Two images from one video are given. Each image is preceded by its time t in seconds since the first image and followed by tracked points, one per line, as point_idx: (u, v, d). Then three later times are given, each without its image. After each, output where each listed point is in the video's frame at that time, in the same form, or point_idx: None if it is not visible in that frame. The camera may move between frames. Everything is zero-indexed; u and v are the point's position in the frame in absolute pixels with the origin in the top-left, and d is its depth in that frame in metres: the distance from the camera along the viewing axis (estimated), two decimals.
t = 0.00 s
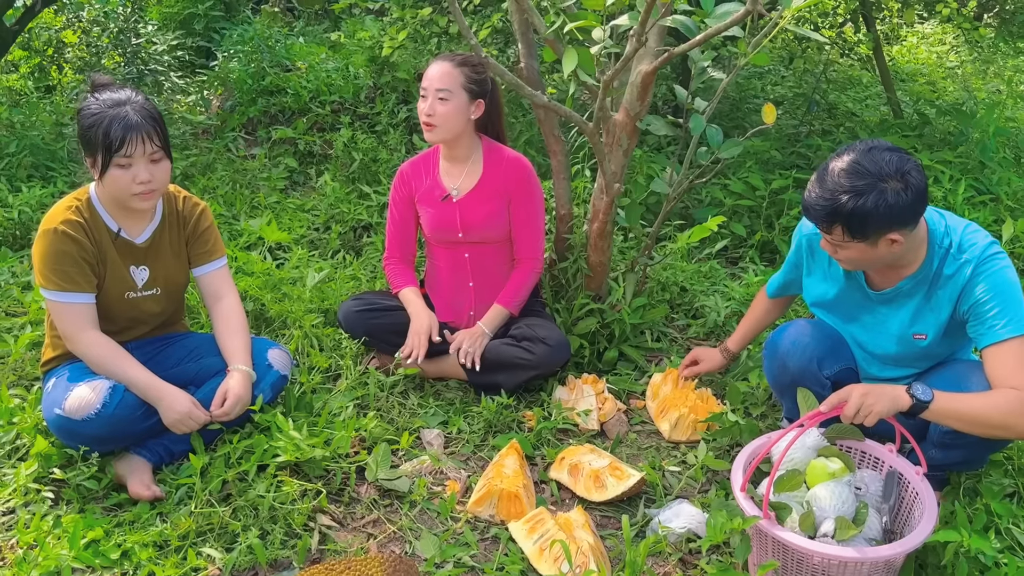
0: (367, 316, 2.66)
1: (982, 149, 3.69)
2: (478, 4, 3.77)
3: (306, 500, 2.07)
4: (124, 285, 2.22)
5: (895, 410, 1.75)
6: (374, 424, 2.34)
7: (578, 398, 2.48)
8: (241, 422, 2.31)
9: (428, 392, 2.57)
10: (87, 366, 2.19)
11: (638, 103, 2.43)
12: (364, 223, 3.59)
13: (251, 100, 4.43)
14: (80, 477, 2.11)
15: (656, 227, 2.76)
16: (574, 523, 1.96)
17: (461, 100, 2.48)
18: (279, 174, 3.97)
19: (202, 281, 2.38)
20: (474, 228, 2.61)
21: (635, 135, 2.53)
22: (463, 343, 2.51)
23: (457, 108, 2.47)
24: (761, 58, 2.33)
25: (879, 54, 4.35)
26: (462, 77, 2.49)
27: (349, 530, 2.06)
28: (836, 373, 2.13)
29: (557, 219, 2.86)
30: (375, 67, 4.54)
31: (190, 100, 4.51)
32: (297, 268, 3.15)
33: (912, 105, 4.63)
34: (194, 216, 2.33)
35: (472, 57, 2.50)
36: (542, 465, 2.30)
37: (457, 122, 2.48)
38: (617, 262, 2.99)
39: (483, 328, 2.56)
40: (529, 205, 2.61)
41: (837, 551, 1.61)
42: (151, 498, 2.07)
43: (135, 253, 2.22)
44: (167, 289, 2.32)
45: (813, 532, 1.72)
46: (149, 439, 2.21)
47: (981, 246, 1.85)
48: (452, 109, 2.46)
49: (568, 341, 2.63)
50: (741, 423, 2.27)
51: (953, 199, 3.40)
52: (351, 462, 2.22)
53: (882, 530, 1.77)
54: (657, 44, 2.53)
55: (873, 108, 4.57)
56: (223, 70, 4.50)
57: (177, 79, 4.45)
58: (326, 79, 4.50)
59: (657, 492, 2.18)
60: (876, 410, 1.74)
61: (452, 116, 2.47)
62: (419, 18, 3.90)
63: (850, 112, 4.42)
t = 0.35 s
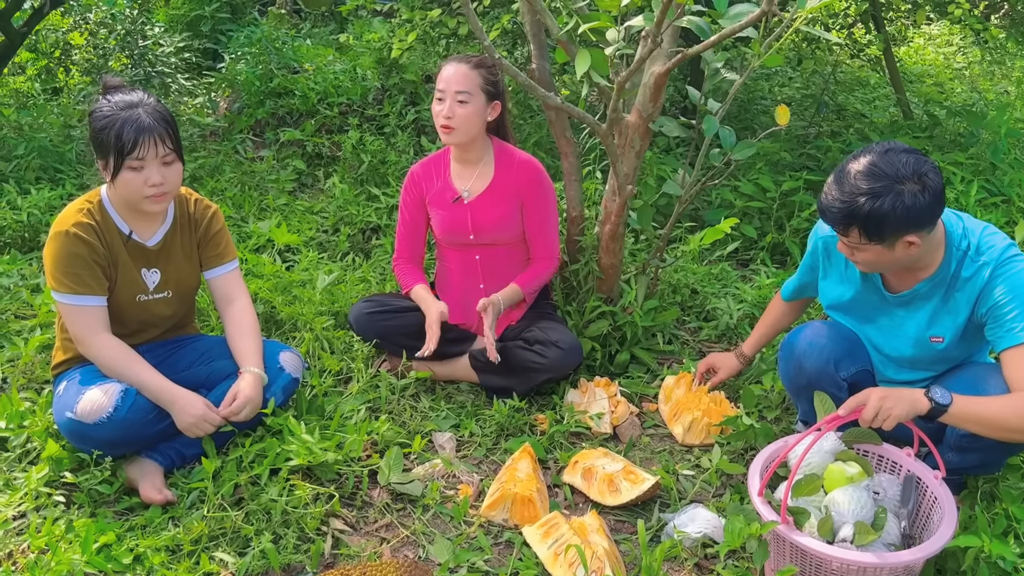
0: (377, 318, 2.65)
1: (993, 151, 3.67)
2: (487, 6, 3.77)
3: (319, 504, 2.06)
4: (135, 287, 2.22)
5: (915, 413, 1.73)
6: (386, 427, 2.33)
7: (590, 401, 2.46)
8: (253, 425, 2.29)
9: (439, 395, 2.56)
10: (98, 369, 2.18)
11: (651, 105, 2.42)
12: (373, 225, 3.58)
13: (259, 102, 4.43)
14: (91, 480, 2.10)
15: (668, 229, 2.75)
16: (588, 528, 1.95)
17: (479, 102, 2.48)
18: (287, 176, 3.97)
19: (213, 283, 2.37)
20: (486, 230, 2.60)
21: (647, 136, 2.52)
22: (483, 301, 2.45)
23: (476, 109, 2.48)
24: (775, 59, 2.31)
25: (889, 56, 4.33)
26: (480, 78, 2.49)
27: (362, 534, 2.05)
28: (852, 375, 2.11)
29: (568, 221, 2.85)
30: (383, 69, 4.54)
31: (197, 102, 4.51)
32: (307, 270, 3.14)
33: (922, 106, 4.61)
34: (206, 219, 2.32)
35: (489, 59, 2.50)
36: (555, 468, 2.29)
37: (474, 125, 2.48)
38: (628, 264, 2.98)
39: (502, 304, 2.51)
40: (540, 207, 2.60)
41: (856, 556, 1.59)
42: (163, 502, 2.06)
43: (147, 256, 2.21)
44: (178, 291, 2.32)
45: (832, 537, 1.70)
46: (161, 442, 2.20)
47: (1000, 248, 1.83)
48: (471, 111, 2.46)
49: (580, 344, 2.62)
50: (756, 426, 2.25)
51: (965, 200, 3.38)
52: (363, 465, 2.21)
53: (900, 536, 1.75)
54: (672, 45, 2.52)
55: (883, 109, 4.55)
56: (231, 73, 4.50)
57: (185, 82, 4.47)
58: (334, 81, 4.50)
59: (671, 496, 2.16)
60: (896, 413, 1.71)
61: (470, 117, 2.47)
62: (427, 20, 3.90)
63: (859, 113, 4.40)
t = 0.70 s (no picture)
0: (379, 317, 2.66)
1: (995, 151, 3.67)
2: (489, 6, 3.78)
3: (319, 501, 2.07)
4: (137, 286, 2.23)
5: (912, 410, 1.74)
6: (387, 425, 2.34)
7: (590, 400, 2.47)
8: (254, 424, 2.30)
9: (440, 393, 2.57)
10: (100, 367, 2.19)
11: (651, 104, 2.43)
12: (375, 225, 3.59)
13: (261, 103, 4.44)
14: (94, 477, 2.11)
15: (668, 228, 2.75)
16: (587, 525, 1.95)
17: (481, 101, 2.49)
18: (290, 176, 3.98)
19: (214, 282, 2.39)
20: (486, 229, 2.62)
21: (648, 136, 2.52)
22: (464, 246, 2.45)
23: (479, 108, 2.49)
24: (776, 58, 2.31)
25: (891, 56, 4.33)
26: (483, 78, 2.50)
27: (362, 531, 2.05)
28: (852, 373, 2.12)
29: (569, 220, 2.86)
30: (385, 70, 4.55)
31: (200, 102, 4.52)
32: (309, 270, 3.15)
33: (924, 106, 4.60)
34: (208, 218, 2.33)
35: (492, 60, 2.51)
36: (555, 466, 2.29)
37: (477, 123, 2.49)
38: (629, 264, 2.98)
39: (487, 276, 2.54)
40: (541, 207, 2.61)
41: (854, 553, 1.60)
42: (164, 499, 2.07)
43: (149, 255, 2.22)
44: (180, 290, 2.33)
45: (830, 534, 1.71)
46: (162, 439, 2.21)
47: (997, 246, 1.84)
48: (473, 109, 2.47)
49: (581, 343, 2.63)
50: (755, 425, 2.25)
51: (966, 200, 3.37)
52: (364, 463, 2.22)
53: (898, 533, 1.76)
54: (672, 43, 2.51)
55: (885, 109, 4.54)
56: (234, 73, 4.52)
57: (188, 82, 4.53)
58: (336, 82, 4.51)
59: (670, 494, 2.17)
60: (893, 411, 1.72)
61: (472, 116, 2.47)
62: (429, 20, 3.90)
63: (861, 113, 4.40)
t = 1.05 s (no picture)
0: (373, 313, 2.70)
1: (989, 151, 3.68)
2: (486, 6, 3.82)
3: (311, 492, 2.11)
4: (135, 281, 2.27)
5: (891, 403, 1.77)
6: (379, 418, 2.37)
7: (581, 395, 2.50)
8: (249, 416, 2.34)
9: (433, 388, 2.60)
10: (97, 359, 2.23)
11: (641, 103, 2.45)
12: (372, 223, 3.63)
13: (262, 102, 4.48)
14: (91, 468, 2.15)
15: (660, 225, 2.78)
16: (574, 516, 1.99)
17: (476, 100, 2.53)
18: (290, 175, 4.02)
19: (210, 278, 2.42)
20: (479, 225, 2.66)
21: (638, 134, 2.55)
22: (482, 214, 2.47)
23: (474, 107, 2.52)
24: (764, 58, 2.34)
25: (888, 57, 4.35)
26: (479, 78, 2.54)
27: (354, 522, 2.09)
28: (835, 368, 2.14)
29: (562, 217, 2.89)
30: (385, 70, 4.59)
31: (202, 102, 4.57)
32: (306, 267, 3.19)
33: (920, 107, 4.62)
34: (204, 214, 2.37)
35: (488, 60, 2.55)
36: (545, 459, 2.33)
37: (472, 122, 2.53)
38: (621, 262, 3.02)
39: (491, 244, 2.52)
40: (533, 205, 2.66)
41: (833, 542, 1.63)
42: (160, 489, 2.11)
43: (147, 250, 2.26)
44: (176, 286, 2.37)
45: (810, 524, 1.74)
46: (158, 431, 2.25)
47: (978, 242, 1.87)
48: (468, 108, 2.51)
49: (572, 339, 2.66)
50: (742, 418, 2.27)
51: (959, 200, 3.40)
52: (356, 455, 2.25)
53: (878, 524, 1.79)
54: (660, 44, 2.56)
55: (882, 109, 4.56)
56: (235, 73, 4.56)
57: (190, 82, 4.57)
58: (336, 82, 4.55)
59: (657, 487, 2.20)
60: (873, 404, 1.76)
61: (467, 114, 2.51)
62: (427, 20, 3.94)
63: (858, 113, 4.41)
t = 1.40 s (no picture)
0: (375, 309, 2.75)
1: (987, 151, 3.71)
2: (488, 8, 3.86)
3: (313, 482, 2.15)
4: (140, 276, 2.31)
5: (881, 396, 1.81)
6: (380, 412, 2.41)
7: (579, 390, 2.54)
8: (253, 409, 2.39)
9: (433, 383, 2.64)
10: (104, 353, 2.28)
11: (638, 103, 2.49)
12: (376, 223, 3.68)
13: (268, 103, 4.53)
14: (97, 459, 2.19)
15: (657, 224, 2.82)
16: (570, 507, 2.02)
17: (477, 101, 2.57)
18: (295, 175, 4.07)
19: (215, 273, 2.47)
20: (479, 222, 2.70)
21: (636, 133, 2.59)
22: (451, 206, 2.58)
23: (474, 107, 2.56)
24: (759, 58, 2.38)
25: (888, 58, 4.37)
26: (481, 79, 2.58)
27: (354, 512, 2.13)
28: (828, 364, 2.19)
29: (561, 215, 2.93)
30: (389, 71, 4.63)
31: (208, 103, 4.62)
32: (310, 264, 3.24)
33: (921, 108, 4.64)
34: (209, 211, 2.42)
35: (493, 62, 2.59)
36: (543, 452, 2.36)
37: (473, 121, 2.57)
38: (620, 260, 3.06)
39: (476, 244, 2.63)
40: (532, 202, 2.70)
41: (822, 532, 1.66)
42: (164, 480, 2.15)
43: (152, 246, 2.31)
44: (181, 281, 2.41)
45: (801, 515, 1.77)
46: (163, 423, 2.29)
47: (969, 238, 1.89)
48: (468, 107, 2.55)
49: (571, 335, 2.70)
50: (736, 412, 2.27)
51: (956, 199, 3.42)
52: (357, 447, 2.29)
53: (868, 515, 1.82)
54: (657, 44, 2.62)
55: (882, 111, 4.59)
56: (242, 74, 4.61)
57: (197, 84, 4.61)
58: (341, 83, 4.60)
59: (653, 480, 2.24)
60: (863, 397, 1.78)
61: (467, 114, 2.55)
62: (431, 22, 3.99)
63: (859, 114, 4.44)
